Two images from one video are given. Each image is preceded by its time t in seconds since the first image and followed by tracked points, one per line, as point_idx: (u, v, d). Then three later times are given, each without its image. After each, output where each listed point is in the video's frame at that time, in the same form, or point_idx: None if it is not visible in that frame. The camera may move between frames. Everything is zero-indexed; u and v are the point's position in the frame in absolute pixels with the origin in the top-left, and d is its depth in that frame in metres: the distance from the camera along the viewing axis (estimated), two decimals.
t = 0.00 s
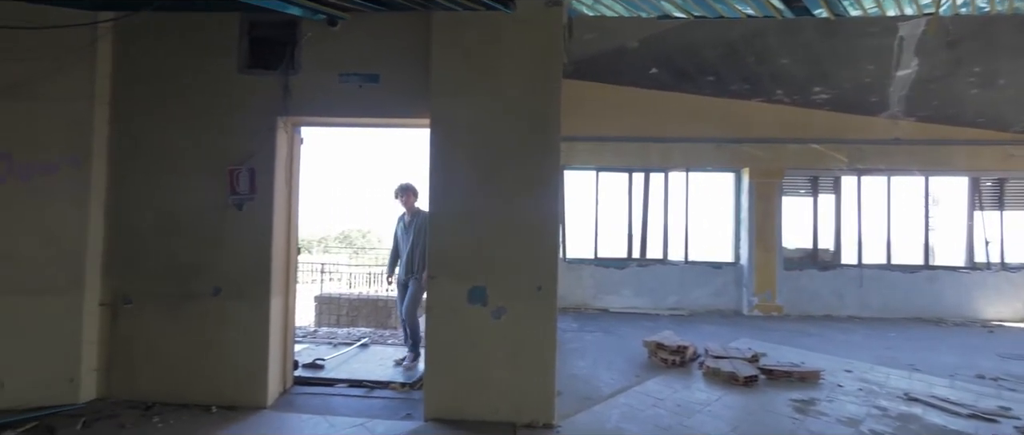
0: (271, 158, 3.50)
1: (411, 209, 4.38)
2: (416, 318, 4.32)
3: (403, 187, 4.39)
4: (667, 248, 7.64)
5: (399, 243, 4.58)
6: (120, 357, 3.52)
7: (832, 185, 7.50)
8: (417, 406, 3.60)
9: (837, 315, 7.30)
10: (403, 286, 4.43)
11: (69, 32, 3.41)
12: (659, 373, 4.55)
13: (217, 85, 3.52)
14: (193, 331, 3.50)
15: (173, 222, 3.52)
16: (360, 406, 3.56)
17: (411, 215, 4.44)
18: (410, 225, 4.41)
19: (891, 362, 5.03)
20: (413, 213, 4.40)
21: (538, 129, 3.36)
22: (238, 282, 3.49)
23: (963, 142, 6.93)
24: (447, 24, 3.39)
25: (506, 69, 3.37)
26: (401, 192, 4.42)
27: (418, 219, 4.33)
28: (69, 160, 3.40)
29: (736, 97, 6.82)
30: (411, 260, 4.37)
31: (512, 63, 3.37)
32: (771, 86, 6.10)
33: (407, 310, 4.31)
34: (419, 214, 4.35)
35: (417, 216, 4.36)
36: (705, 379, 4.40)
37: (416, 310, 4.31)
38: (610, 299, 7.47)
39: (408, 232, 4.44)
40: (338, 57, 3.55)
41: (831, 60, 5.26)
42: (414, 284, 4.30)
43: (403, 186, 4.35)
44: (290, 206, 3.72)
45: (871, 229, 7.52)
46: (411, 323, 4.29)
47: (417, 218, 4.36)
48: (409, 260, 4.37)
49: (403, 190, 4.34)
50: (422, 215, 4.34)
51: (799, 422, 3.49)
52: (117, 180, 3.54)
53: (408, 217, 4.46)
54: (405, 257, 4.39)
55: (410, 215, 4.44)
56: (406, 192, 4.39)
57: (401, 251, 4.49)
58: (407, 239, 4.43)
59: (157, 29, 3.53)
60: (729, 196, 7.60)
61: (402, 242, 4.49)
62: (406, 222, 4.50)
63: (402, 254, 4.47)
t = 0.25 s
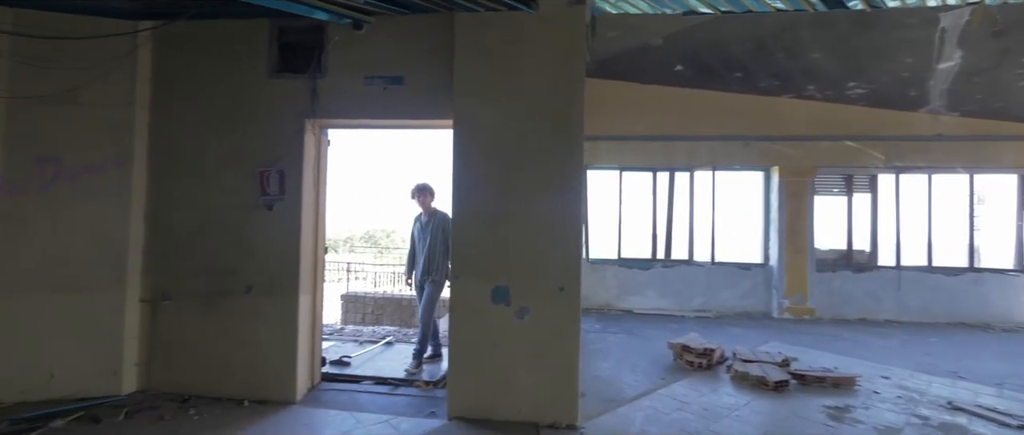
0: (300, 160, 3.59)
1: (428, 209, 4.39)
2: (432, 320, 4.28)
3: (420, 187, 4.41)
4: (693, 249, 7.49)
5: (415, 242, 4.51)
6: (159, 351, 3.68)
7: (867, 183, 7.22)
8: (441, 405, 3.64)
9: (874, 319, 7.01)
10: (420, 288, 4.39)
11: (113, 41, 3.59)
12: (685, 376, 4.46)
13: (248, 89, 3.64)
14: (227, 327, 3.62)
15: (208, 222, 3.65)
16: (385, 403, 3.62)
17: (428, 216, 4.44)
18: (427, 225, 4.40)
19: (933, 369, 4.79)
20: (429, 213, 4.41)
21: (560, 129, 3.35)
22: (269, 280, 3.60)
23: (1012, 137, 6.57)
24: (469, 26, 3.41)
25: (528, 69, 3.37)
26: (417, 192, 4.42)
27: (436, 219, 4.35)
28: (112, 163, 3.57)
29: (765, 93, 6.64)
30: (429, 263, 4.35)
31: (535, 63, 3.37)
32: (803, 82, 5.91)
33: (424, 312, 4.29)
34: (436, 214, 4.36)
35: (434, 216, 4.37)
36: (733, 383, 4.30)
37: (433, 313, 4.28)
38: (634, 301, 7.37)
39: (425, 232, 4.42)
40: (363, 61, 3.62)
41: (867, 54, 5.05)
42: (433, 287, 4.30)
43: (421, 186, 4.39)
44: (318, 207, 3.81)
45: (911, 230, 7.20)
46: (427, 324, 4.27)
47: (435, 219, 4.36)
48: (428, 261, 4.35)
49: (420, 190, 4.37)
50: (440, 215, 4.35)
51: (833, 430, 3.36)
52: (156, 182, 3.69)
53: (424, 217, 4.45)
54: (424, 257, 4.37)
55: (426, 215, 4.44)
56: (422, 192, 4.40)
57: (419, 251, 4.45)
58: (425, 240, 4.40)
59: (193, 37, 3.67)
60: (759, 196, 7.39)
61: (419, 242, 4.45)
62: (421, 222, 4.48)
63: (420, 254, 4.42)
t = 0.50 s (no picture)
0: (324, 161, 3.67)
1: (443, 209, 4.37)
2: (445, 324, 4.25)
3: (434, 186, 4.39)
4: (716, 250, 7.35)
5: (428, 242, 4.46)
6: (190, 347, 3.80)
7: (901, 182, 6.99)
8: (461, 404, 3.66)
9: (908, 323, 6.75)
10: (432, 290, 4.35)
11: (146, 48, 3.73)
12: (708, 379, 4.38)
13: (275, 92, 3.74)
14: (254, 324, 3.72)
15: (236, 222, 3.76)
16: (407, 401, 3.66)
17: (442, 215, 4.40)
18: (441, 225, 4.35)
19: (972, 375, 4.59)
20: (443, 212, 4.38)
21: (580, 129, 3.33)
22: (295, 279, 3.68)
23: None
24: (489, 26, 3.43)
25: (548, 69, 3.37)
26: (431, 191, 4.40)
27: (451, 219, 4.32)
28: (146, 165, 3.71)
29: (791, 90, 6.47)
30: (439, 266, 4.25)
31: (555, 63, 3.36)
32: (832, 78, 5.74)
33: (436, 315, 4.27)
34: (451, 214, 4.34)
35: (449, 216, 4.34)
36: (759, 387, 4.20)
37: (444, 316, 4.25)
38: (656, 302, 7.27)
39: (438, 232, 4.36)
40: (385, 63, 3.67)
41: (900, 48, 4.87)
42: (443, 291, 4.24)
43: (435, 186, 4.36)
44: (341, 208, 3.88)
45: (948, 230, 6.91)
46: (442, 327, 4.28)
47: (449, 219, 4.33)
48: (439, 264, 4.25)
49: (435, 190, 4.35)
50: (455, 215, 4.33)
51: None
52: (187, 183, 3.82)
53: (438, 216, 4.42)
54: (434, 259, 4.27)
55: (440, 215, 4.40)
56: (436, 191, 4.38)
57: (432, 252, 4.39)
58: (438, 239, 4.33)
59: (222, 42, 3.79)
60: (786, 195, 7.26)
61: (433, 242, 4.39)
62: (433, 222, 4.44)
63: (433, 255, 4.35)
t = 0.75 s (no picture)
0: (343, 162, 3.73)
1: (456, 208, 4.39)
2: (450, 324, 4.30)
3: (446, 184, 4.41)
4: (737, 250, 7.20)
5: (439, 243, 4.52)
6: (216, 344, 3.91)
7: (931, 180, 6.74)
8: (479, 403, 3.67)
9: (939, 327, 6.52)
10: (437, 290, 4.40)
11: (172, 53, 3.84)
12: (729, 382, 4.30)
13: (295, 94, 3.81)
14: (277, 322, 3.80)
15: (259, 222, 3.85)
16: (425, 400, 3.70)
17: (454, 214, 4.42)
18: (453, 224, 4.37)
19: (1009, 382, 4.40)
20: (455, 212, 4.40)
21: (598, 129, 3.31)
22: (315, 278, 3.75)
23: None
24: (504, 26, 3.43)
25: (565, 68, 3.35)
26: (443, 190, 4.43)
27: (463, 218, 4.33)
28: (173, 167, 3.83)
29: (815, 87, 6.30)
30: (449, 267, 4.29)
31: (572, 62, 3.34)
32: (858, 74, 5.57)
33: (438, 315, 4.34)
34: (463, 213, 4.36)
35: (462, 215, 4.36)
36: (781, 391, 4.11)
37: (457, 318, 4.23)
38: (674, 303, 7.18)
39: (450, 231, 4.38)
40: (402, 64, 3.71)
41: (930, 42, 4.70)
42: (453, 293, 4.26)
43: (447, 185, 4.40)
44: (360, 208, 3.93)
45: (982, 230, 6.65)
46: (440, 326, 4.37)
47: (462, 218, 4.34)
48: (451, 265, 4.28)
49: (448, 188, 4.38)
50: (467, 214, 4.35)
51: None
52: (212, 185, 3.93)
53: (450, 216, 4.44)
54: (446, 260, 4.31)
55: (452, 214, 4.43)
56: (449, 190, 4.40)
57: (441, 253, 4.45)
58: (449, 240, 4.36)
59: (244, 46, 3.88)
60: (809, 194, 7.06)
61: (443, 243, 4.45)
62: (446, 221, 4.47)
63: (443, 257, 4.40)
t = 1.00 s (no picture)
0: (366, 163, 3.79)
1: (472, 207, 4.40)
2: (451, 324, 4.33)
3: (463, 184, 4.43)
4: (764, 251, 7.01)
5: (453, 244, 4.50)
6: (245, 341, 4.03)
7: (973, 178, 6.42)
8: (499, 403, 3.68)
9: (982, 333, 6.22)
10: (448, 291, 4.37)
11: (203, 59, 3.99)
12: (755, 386, 4.19)
13: (320, 98, 3.90)
14: (303, 320, 3.90)
15: (285, 223, 3.95)
16: (446, 399, 3.73)
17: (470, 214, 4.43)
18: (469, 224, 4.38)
19: None
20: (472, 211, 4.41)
21: (619, 128, 3.27)
22: (340, 277, 3.83)
23: None
24: (525, 26, 3.43)
25: (585, 67, 3.33)
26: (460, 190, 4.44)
27: (480, 218, 4.35)
28: (205, 169, 3.96)
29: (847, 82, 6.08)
30: (466, 269, 4.29)
31: (592, 61, 3.32)
32: (892, 68, 5.35)
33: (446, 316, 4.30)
34: (480, 213, 4.38)
35: (479, 215, 4.37)
36: (811, 396, 3.99)
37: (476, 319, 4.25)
38: (698, 305, 7.05)
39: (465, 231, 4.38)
40: (424, 67, 3.76)
41: (971, 33, 4.48)
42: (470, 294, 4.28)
43: (463, 184, 4.42)
44: (383, 209, 3.99)
45: None
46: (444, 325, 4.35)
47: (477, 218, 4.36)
48: (469, 267, 4.27)
49: (464, 188, 4.40)
50: (484, 214, 4.37)
51: None
52: (241, 186, 4.05)
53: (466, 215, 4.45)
54: (462, 261, 4.29)
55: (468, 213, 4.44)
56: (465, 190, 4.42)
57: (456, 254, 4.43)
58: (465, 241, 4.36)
59: (272, 51, 3.99)
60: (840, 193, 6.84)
61: (457, 244, 4.43)
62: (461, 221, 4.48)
63: (458, 257, 4.39)
